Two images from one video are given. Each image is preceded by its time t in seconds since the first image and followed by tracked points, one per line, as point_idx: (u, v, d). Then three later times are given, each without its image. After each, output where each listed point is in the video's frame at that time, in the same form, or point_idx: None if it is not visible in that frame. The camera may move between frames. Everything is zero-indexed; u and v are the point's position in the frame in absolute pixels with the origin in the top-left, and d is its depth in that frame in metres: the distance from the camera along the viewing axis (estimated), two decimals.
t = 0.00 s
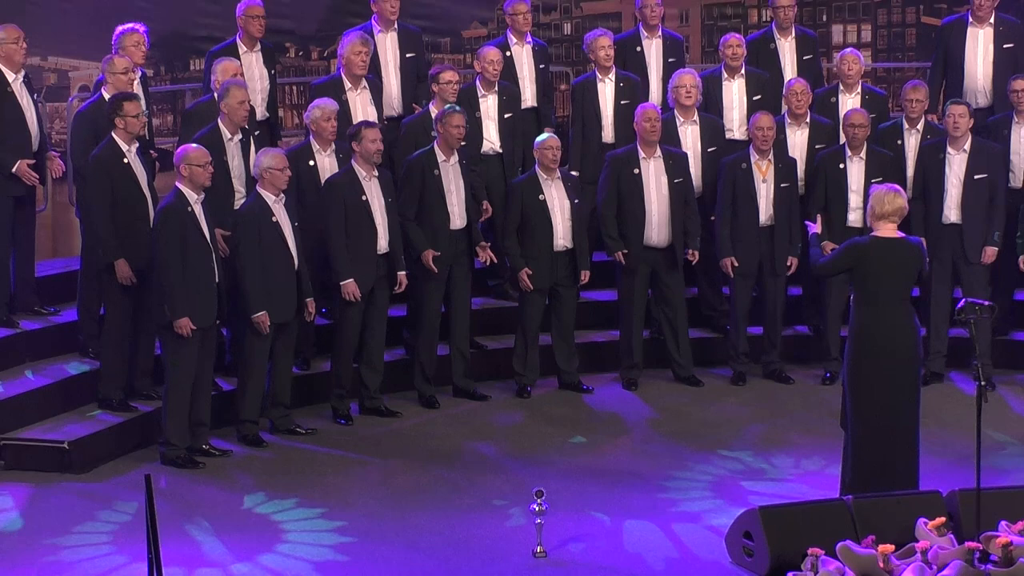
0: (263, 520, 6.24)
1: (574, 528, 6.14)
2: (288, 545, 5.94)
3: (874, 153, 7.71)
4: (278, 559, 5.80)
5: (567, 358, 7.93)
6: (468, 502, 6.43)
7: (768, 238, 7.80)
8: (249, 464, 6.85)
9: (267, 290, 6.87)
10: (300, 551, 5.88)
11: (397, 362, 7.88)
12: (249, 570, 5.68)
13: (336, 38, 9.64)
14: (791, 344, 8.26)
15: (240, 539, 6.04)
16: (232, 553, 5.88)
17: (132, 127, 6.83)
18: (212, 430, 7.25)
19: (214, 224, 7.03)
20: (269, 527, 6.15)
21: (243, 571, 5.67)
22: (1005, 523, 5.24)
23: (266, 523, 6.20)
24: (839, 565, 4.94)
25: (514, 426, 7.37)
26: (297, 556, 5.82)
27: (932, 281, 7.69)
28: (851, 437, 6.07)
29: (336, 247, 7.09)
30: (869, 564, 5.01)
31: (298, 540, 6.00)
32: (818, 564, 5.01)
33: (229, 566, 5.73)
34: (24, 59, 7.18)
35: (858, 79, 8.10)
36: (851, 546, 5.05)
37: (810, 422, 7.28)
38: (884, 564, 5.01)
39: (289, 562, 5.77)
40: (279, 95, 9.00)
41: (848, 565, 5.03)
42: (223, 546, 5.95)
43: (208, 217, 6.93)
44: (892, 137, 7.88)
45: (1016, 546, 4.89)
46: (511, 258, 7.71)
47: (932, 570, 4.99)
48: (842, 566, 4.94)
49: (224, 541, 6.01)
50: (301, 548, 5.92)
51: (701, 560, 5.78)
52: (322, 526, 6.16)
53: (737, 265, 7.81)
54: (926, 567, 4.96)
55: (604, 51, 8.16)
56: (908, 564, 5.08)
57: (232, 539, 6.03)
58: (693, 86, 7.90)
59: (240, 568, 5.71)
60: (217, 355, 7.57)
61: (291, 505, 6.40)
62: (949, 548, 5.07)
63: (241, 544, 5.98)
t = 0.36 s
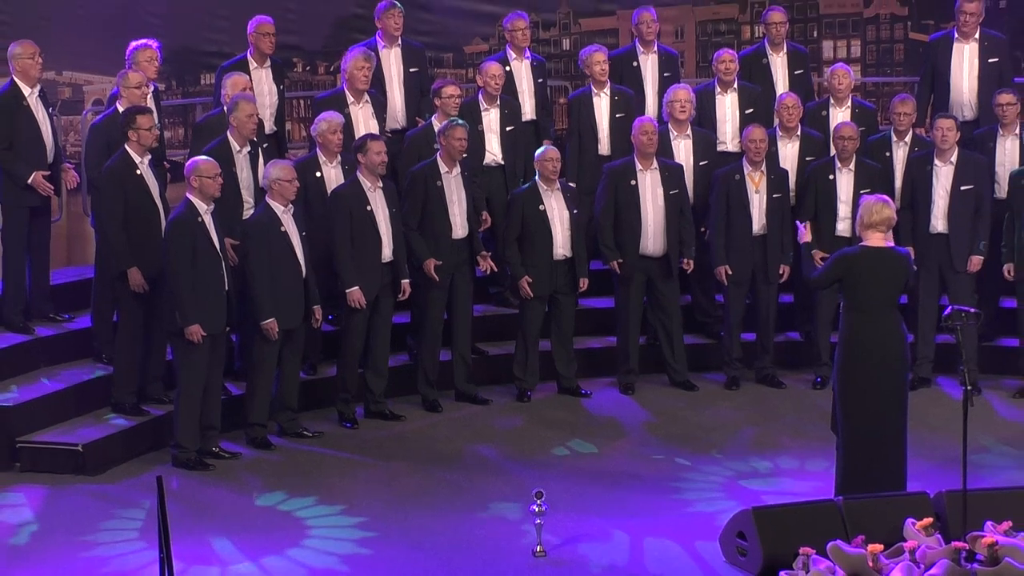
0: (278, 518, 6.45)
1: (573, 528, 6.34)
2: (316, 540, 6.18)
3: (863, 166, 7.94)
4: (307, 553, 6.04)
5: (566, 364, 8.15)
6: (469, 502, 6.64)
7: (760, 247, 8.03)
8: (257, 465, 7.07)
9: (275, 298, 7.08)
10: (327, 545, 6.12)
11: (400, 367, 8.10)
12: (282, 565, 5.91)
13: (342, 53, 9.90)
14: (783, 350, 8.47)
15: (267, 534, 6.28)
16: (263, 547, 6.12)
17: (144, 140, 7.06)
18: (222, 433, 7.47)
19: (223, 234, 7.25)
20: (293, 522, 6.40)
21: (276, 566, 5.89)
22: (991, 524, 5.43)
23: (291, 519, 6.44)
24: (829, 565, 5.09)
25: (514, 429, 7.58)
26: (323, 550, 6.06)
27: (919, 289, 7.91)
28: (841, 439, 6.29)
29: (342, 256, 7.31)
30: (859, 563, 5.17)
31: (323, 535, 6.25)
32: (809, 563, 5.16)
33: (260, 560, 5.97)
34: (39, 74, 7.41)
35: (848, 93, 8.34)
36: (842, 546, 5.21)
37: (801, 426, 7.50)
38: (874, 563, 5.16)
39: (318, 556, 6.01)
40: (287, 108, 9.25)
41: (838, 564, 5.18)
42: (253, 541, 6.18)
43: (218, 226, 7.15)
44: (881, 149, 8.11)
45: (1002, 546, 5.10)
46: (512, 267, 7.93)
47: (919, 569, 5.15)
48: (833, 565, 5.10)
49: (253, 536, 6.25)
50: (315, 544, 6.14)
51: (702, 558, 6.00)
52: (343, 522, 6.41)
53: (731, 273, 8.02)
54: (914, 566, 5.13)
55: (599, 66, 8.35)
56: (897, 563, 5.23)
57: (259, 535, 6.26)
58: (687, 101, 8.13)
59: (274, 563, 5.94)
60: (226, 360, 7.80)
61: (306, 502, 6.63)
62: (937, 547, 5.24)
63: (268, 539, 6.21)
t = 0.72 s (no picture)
0: (285, 517, 6.64)
1: (572, 526, 6.54)
2: (341, 534, 6.42)
3: (853, 174, 8.16)
4: (335, 547, 6.28)
5: (565, 366, 8.37)
6: (470, 502, 6.84)
7: (754, 253, 8.24)
8: (265, 465, 7.28)
9: (283, 302, 7.30)
10: (338, 541, 6.34)
11: (403, 370, 8.32)
12: (311, 558, 6.15)
13: (347, 65, 10.13)
14: (776, 353, 8.69)
15: (294, 527, 6.53)
16: (289, 541, 6.36)
17: (156, 149, 7.25)
18: (231, 433, 7.69)
19: (232, 240, 7.46)
20: (315, 517, 6.64)
21: (306, 559, 6.13)
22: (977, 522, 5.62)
23: (313, 514, 6.68)
24: (820, 562, 5.30)
25: (514, 430, 7.79)
26: (348, 544, 6.31)
27: (909, 294, 8.13)
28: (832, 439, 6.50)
29: (347, 262, 7.53)
30: (848, 560, 5.35)
31: (334, 532, 6.45)
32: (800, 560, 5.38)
33: (288, 552, 6.22)
34: (52, 85, 7.62)
35: (838, 104, 8.56)
36: (832, 543, 5.38)
37: (794, 427, 7.71)
38: (863, 560, 5.37)
39: (332, 552, 6.22)
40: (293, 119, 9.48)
41: (829, 561, 5.36)
42: (279, 534, 6.43)
43: (226, 233, 7.36)
44: (870, 157, 8.33)
45: (988, 543, 5.32)
46: (512, 273, 8.15)
47: (908, 565, 5.34)
48: (823, 563, 5.31)
49: (280, 529, 6.49)
50: (322, 542, 6.33)
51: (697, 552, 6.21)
52: (351, 519, 6.62)
53: (726, 279, 8.23)
54: (903, 563, 5.31)
55: (596, 78, 8.56)
56: (886, 560, 5.44)
57: (280, 529, 6.50)
58: (682, 112, 8.34)
59: (303, 556, 6.18)
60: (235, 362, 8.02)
61: (316, 500, 6.85)
62: (925, 546, 5.44)
63: (293, 532, 6.46)
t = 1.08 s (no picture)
0: (291, 516, 6.84)
1: (570, 523, 6.75)
2: (354, 528, 6.65)
3: (842, 181, 8.39)
4: (360, 540, 6.51)
5: (564, 368, 8.60)
6: (471, 499, 7.07)
7: (747, 258, 8.47)
8: (272, 463, 7.51)
9: (290, 306, 7.53)
10: (343, 537, 6.55)
11: (407, 372, 8.55)
12: (340, 551, 6.38)
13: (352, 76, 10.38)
14: (769, 356, 8.92)
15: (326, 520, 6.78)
16: (317, 534, 6.60)
17: (167, 157, 7.47)
18: (240, 433, 7.92)
19: (242, 245, 7.70)
20: (342, 513, 6.85)
21: (335, 552, 6.36)
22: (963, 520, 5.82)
23: (339, 511, 6.90)
24: (811, 557, 5.57)
25: (514, 430, 8.02)
26: (375, 537, 6.53)
27: (897, 297, 8.35)
28: (822, 438, 6.72)
29: (352, 266, 7.76)
30: (839, 555, 5.60)
31: (340, 528, 6.66)
32: (792, 556, 5.62)
33: (318, 546, 6.46)
34: (66, 96, 7.85)
35: (829, 114, 8.79)
36: (824, 539, 5.61)
37: (785, 427, 7.93)
38: (853, 556, 5.62)
39: (337, 548, 6.43)
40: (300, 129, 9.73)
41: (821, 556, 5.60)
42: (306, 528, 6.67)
43: (236, 239, 7.59)
44: (859, 165, 8.56)
45: (974, 539, 5.66)
46: (513, 277, 8.37)
47: (897, 561, 5.63)
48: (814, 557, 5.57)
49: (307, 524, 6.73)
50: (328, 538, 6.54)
51: (687, 546, 6.42)
52: (355, 515, 6.84)
53: (720, 283, 8.46)
54: (891, 559, 5.59)
55: (593, 89, 8.79)
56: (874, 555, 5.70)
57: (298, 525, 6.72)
58: (678, 120, 8.58)
59: (316, 551, 6.40)
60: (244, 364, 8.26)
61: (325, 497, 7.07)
62: (913, 540, 5.73)
63: (320, 526, 6.70)
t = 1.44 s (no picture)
0: (301, 511, 7.05)
1: (569, 518, 6.96)
2: (359, 524, 6.85)
3: (833, 188, 8.63)
4: (387, 535, 6.70)
5: (563, 369, 8.83)
6: (472, 495, 7.29)
7: (741, 262, 8.71)
8: (280, 461, 7.74)
9: (298, 308, 7.76)
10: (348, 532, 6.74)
11: (411, 373, 8.79)
12: (368, 546, 6.56)
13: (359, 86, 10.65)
14: (762, 357, 9.16)
15: (347, 516, 6.98)
16: (344, 529, 6.79)
17: (177, 165, 7.71)
18: (249, 432, 8.15)
19: (251, 249, 7.94)
20: (368, 510, 7.04)
21: (364, 547, 6.54)
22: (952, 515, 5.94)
23: (363, 508, 7.09)
24: (802, 553, 5.63)
25: (515, 429, 8.25)
26: (400, 532, 6.72)
27: (887, 300, 8.59)
28: (814, 436, 6.93)
29: (358, 270, 7.99)
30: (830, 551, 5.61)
31: (344, 525, 6.85)
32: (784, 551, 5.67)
33: (345, 540, 6.65)
34: (81, 104, 8.09)
35: (820, 123, 9.02)
36: (816, 535, 5.66)
37: (778, 426, 8.16)
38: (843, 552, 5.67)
39: (343, 543, 6.62)
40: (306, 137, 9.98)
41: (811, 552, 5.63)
42: (336, 526, 6.83)
43: (245, 243, 7.82)
44: (850, 171, 8.80)
45: (961, 536, 5.60)
46: (514, 280, 8.61)
47: (886, 556, 5.61)
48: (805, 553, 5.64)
49: (329, 520, 6.92)
50: (334, 533, 6.74)
51: (684, 540, 6.64)
52: (360, 510, 7.05)
53: (715, 286, 8.71)
54: (880, 555, 5.58)
55: (593, 99, 9.04)
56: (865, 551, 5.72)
57: (309, 519, 6.93)
58: (674, 126, 8.82)
59: (322, 546, 6.58)
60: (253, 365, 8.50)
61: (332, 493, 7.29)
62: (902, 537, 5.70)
63: (344, 522, 6.89)
